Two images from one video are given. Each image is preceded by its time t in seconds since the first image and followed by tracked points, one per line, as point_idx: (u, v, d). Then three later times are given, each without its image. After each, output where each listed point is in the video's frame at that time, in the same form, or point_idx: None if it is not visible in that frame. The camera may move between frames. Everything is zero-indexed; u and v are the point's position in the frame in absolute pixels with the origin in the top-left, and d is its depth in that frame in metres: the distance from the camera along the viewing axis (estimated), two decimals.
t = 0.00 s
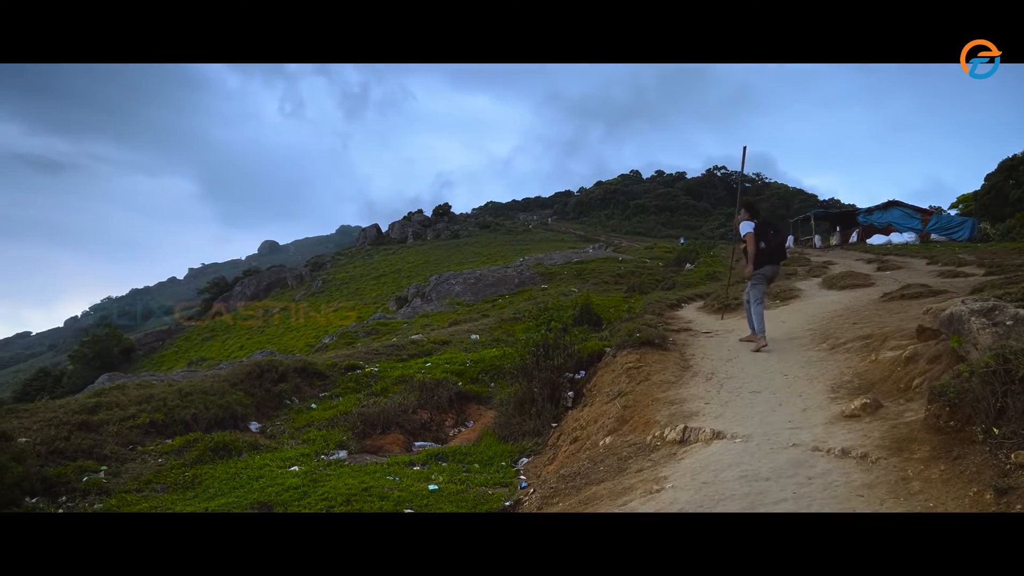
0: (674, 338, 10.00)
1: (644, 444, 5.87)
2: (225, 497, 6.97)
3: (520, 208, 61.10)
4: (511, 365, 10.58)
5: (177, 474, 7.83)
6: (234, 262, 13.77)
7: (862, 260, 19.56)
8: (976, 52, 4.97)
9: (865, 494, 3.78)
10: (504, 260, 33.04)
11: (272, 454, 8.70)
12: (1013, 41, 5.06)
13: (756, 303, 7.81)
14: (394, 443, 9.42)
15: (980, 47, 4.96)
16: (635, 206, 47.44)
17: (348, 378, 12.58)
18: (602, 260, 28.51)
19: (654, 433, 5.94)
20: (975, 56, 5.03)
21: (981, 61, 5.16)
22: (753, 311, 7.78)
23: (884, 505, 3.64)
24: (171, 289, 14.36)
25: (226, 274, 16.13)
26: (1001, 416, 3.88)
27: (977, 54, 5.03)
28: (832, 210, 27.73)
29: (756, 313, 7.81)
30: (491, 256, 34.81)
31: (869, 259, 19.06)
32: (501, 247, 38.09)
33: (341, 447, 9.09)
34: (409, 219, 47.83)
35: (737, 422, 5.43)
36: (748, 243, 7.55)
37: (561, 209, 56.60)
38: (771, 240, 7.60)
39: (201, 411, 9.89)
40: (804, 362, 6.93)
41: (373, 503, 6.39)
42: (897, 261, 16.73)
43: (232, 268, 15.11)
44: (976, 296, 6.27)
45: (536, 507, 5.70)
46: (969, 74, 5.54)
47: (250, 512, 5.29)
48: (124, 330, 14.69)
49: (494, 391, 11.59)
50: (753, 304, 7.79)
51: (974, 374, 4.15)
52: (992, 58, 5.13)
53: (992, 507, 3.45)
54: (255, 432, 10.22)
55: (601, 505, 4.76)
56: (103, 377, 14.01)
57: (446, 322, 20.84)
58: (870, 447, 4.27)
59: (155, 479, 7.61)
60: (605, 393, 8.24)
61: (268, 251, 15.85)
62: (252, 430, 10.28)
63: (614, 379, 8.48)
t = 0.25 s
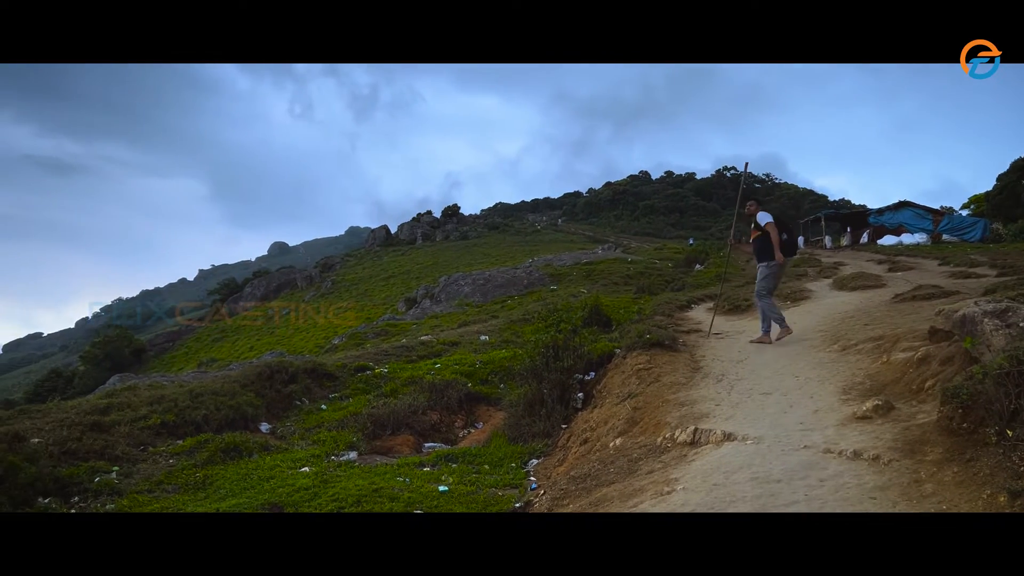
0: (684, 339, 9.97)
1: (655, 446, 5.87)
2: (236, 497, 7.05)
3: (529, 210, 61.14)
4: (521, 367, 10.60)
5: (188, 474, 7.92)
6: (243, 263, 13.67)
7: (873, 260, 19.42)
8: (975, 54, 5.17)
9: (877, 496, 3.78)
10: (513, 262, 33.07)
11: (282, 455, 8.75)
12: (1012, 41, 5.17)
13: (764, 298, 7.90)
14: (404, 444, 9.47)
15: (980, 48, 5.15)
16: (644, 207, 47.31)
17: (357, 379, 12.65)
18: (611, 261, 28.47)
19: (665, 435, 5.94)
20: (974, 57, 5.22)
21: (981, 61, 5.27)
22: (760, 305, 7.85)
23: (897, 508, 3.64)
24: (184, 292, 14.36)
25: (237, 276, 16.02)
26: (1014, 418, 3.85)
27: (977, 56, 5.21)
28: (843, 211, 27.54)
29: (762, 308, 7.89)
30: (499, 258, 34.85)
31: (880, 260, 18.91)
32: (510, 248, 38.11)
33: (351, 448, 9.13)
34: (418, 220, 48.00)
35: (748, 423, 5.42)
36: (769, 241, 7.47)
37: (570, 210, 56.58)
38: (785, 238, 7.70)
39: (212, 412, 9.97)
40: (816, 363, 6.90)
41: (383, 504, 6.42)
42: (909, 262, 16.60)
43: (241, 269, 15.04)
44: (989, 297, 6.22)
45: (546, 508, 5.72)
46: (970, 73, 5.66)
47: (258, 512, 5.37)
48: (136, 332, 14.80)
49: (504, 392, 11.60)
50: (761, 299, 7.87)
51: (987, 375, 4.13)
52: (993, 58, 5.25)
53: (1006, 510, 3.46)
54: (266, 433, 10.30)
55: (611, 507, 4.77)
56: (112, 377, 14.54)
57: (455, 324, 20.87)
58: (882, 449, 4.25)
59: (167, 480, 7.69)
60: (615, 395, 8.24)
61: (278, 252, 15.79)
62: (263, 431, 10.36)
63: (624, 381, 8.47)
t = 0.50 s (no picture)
0: (692, 340, 9.96)
1: (662, 447, 5.87)
2: (244, 498, 7.10)
3: (535, 211, 61.16)
4: (528, 368, 10.62)
5: (197, 474, 7.98)
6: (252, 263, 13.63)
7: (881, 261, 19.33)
8: (976, 54, 5.26)
9: (886, 498, 3.78)
10: (520, 262, 33.09)
11: (290, 455, 8.79)
12: (1013, 41, 5.23)
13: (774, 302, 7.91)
14: (412, 445, 9.51)
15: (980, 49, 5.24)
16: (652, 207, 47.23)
17: (365, 380, 12.70)
18: (618, 262, 28.45)
19: (672, 436, 5.94)
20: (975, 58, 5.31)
21: (981, 61, 5.33)
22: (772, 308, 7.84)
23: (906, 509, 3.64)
24: (192, 292, 14.34)
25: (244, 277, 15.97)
26: None
27: (978, 56, 5.29)
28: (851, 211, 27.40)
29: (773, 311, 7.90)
30: (506, 258, 34.87)
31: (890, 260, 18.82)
32: (516, 249, 38.12)
33: (359, 449, 9.16)
34: (425, 220, 48.12)
35: (756, 425, 5.42)
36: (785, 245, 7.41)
37: (577, 211, 56.56)
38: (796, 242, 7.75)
39: (220, 413, 10.04)
40: (824, 364, 6.88)
41: (391, 505, 6.46)
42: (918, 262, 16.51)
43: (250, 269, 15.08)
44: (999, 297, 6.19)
45: (554, 509, 5.73)
46: (970, 74, 5.71)
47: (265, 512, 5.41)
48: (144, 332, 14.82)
49: (511, 392, 11.62)
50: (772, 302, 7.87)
51: (996, 376, 4.13)
52: (992, 58, 5.32)
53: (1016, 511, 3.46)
54: (274, 434, 10.35)
55: (619, 508, 4.77)
56: (121, 378, 14.78)
57: (462, 324, 20.91)
58: (891, 450, 4.25)
59: (176, 480, 7.76)
60: (623, 396, 8.24)
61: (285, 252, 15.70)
62: (271, 431, 10.42)
63: (631, 382, 8.47)
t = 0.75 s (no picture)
0: (699, 341, 9.94)
1: (670, 448, 5.87)
2: (251, 498, 7.16)
3: (542, 211, 61.14)
4: (534, 368, 10.63)
5: (205, 475, 8.03)
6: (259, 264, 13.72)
7: (889, 261, 19.23)
8: (976, 54, 5.30)
9: (895, 499, 3.77)
10: (526, 263, 33.09)
11: (298, 456, 8.83)
12: (1013, 41, 5.28)
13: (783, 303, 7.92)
14: (419, 446, 9.54)
15: (981, 49, 5.29)
16: (658, 208, 47.13)
17: (371, 381, 12.74)
18: (625, 263, 28.41)
19: (679, 437, 5.94)
20: (976, 58, 5.36)
21: (981, 61, 5.39)
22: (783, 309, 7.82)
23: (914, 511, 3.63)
24: (200, 291, 14.44)
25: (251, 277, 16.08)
26: None
27: (978, 56, 5.33)
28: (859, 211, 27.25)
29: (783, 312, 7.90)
30: (512, 259, 34.89)
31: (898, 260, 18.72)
32: (522, 249, 38.12)
33: (366, 449, 9.19)
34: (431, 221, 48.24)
35: (763, 426, 5.41)
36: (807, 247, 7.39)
37: (583, 212, 56.51)
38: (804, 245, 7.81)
39: (227, 414, 10.10)
40: (832, 365, 6.86)
41: (399, 505, 6.48)
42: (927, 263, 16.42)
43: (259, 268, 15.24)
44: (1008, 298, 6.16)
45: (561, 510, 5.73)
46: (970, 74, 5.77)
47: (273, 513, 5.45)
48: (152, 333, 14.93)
49: (518, 393, 11.63)
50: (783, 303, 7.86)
51: (1005, 378, 4.12)
52: (992, 58, 5.37)
53: None
54: (281, 434, 10.41)
55: (626, 509, 4.78)
56: (128, 378, 14.88)
57: (469, 325, 20.94)
58: (899, 451, 4.23)
59: (184, 480, 7.81)
60: (630, 396, 8.24)
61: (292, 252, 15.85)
62: (278, 432, 10.46)
63: (638, 383, 8.47)
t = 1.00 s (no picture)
0: (703, 341, 9.93)
1: (674, 448, 5.87)
2: (256, 498, 7.19)
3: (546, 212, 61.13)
4: (539, 368, 10.64)
5: (210, 475, 8.07)
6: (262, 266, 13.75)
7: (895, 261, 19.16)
8: (975, 54, 5.30)
9: (900, 499, 3.77)
10: (530, 263, 33.09)
11: (303, 456, 8.87)
12: (1013, 41, 5.26)
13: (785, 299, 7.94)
14: (423, 446, 9.57)
15: (979, 49, 5.29)
16: (663, 207, 47.07)
17: (376, 381, 12.77)
18: (629, 263, 28.38)
19: (684, 437, 5.94)
20: (976, 58, 5.36)
21: (980, 61, 5.38)
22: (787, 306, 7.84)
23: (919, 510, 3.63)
24: (205, 292, 14.52)
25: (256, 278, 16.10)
26: None
27: (977, 56, 5.34)
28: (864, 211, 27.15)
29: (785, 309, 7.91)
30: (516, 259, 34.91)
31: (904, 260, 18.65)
32: (526, 250, 38.12)
33: (370, 449, 9.22)
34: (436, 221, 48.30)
35: (768, 426, 5.41)
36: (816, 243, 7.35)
37: (588, 212, 56.47)
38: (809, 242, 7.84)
39: (232, 414, 10.14)
40: (837, 365, 6.86)
41: (403, 505, 6.51)
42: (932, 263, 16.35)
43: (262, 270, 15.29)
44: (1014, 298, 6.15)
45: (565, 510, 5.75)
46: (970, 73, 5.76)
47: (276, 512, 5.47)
48: (157, 333, 15.01)
49: (522, 393, 11.65)
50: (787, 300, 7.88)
51: (1010, 378, 4.11)
52: (993, 58, 5.35)
53: None
54: (286, 434, 10.45)
55: (631, 509, 4.79)
56: (133, 378, 14.95)
57: (473, 326, 20.96)
58: (905, 451, 4.23)
59: (189, 480, 7.86)
60: (634, 397, 8.25)
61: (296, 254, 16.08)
62: (283, 432, 10.51)
63: (643, 383, 8.47)
